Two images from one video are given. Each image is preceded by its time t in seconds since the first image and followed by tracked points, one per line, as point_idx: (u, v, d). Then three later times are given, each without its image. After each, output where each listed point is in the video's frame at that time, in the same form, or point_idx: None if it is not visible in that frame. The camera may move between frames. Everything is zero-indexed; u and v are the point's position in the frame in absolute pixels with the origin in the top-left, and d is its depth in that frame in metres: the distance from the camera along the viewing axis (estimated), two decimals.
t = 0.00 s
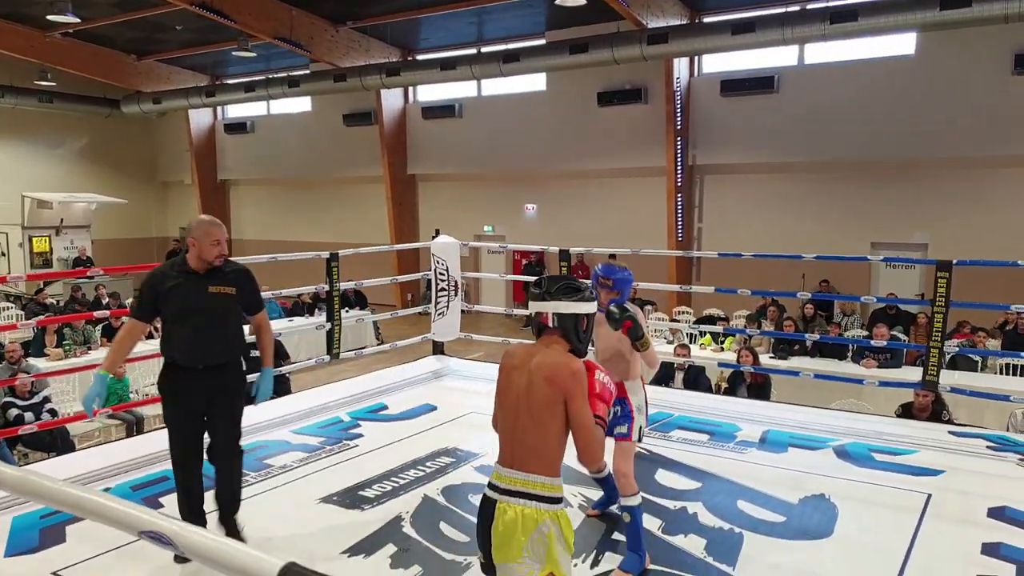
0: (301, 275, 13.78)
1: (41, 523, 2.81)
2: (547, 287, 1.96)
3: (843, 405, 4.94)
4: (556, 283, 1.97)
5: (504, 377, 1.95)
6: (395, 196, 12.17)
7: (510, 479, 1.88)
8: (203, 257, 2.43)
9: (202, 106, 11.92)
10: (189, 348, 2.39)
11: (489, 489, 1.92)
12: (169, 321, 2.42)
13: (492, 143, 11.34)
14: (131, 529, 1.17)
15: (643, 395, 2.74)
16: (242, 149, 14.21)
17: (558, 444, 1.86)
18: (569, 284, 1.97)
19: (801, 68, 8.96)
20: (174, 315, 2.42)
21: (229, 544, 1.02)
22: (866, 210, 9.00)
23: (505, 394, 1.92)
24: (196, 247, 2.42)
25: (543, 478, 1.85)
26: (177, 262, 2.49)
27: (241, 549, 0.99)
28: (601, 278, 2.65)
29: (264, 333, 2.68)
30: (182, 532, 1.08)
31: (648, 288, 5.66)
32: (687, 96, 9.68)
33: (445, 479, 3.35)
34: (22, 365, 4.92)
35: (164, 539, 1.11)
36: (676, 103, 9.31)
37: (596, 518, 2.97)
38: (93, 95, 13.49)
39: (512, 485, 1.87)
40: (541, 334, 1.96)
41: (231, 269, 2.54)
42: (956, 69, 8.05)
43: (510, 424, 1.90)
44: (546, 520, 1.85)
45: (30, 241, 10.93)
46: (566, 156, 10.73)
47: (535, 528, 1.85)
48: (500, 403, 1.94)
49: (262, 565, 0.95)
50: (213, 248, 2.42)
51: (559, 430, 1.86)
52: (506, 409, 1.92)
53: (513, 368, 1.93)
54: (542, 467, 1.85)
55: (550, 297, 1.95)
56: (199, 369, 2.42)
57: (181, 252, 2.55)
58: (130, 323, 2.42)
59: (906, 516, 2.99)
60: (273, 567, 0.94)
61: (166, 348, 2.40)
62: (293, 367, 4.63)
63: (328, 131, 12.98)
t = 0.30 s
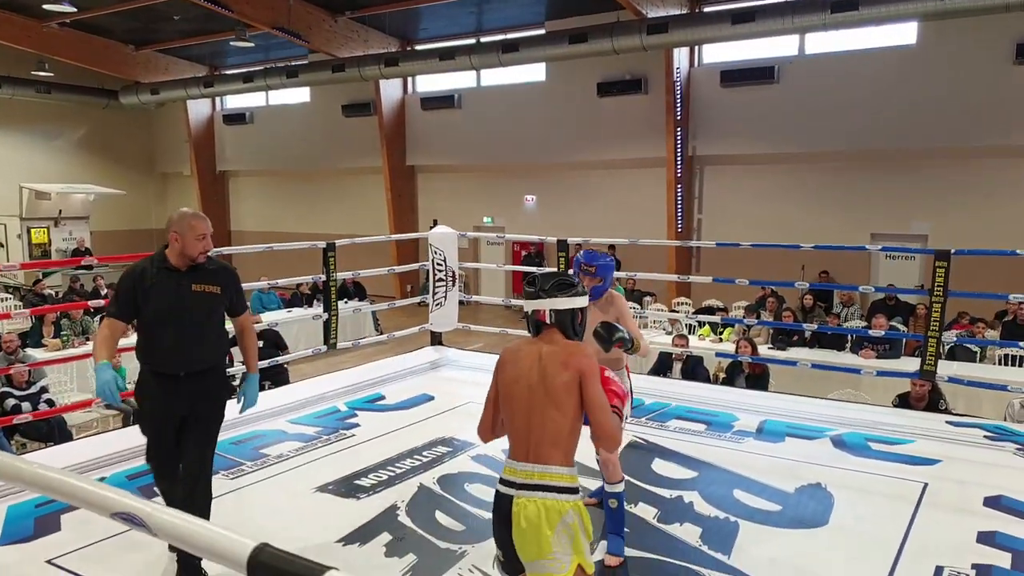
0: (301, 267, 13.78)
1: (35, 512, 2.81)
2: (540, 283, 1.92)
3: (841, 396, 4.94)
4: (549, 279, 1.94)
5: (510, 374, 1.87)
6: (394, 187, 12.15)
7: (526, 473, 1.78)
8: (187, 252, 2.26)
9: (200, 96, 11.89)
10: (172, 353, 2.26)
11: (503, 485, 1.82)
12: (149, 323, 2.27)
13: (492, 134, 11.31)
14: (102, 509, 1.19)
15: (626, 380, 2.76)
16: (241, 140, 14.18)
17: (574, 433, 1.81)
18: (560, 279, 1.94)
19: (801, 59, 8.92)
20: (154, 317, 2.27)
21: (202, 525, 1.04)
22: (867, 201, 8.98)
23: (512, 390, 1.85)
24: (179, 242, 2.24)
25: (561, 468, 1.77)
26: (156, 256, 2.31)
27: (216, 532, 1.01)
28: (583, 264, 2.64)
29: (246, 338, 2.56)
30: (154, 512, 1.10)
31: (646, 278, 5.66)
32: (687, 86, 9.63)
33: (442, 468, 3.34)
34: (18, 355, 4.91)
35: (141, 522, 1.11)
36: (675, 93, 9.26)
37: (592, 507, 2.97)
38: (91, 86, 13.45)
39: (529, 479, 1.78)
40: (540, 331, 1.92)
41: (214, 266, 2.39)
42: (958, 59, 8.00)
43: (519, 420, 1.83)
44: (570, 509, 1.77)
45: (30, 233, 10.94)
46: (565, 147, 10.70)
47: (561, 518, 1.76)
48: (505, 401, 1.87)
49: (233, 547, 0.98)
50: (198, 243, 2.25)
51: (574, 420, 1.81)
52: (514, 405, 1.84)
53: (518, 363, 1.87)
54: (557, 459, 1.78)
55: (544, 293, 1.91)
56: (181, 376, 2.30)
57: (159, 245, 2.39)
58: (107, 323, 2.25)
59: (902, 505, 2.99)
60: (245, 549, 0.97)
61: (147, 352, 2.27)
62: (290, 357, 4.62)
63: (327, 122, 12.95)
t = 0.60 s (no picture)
0: (299, 255, 13.75)
1: (30, 499, 2.80)
2: (579, 278, 1.79)
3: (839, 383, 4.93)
4: (586, 271, 1.81)
5: (546, 377, 1.75)
6: (392, 174, 12.09)
7: (565, 483, 1.70)
8: (170, 236, 2.16)
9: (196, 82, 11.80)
10: (161, 345, 2.16)
11: (540, 495, 1.75)
12: (136, 314, 2.17)
13: (490, 120, 11.25)
14: (83, 495, 1.20)
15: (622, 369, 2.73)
16: (238, 127, 14.11)
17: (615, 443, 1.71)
18: (597, 272, 1.81)
19: (802, 45, 8.85)
20: (140, 308, 2.17)
21: (183, 513, 1.09)
22: (866, 188, 8.94)
23: (549, 394, 1.74)
24: (163, 224, 2.15)
25: (599, 479, 1.69)
26: (138, 241, 2.20)
27: (198, 519, 1.07)
28: (582, 246, 2.60)
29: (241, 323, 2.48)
30: (133, 497, 1.15)
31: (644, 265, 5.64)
32: (687, 72, 9.56)
33: (439, 455, 3.34)
34: (13, 343, 4.89)
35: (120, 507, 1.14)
36: (675, 79, 9.20)
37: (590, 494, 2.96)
38: (86, 72, 13.36)
39: (568, 490, 1.70)
40: (575, 329, 1.78)
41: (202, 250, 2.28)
42: (959, 45, 7.94)
43: (558, 425, 1.73)
44: (612, 520, 1.69)
45: (25, 220, 10.89)
46: (564, 134, 10.65)
47: (602, 530, 1.68)
48: (542, 404, 1.76)
49: (220, 536, 1.03)
50: (182, 226, 2.15)
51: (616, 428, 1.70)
52: (552, 409, 1.73)
53: (553, 366, 1.74)
54: (596, 469, 1.69)
55: (582, 289, 1.78)
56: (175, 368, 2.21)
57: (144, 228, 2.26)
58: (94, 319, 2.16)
59: (899, 491, 2.99)
60: (228, 536, 1.03)
61: (134, 345, 2.16)
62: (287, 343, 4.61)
63: (325, 108, 12.87)
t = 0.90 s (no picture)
0: (294, 235, 13.71)
1: (22, 478, 2.78)
2: (609, 238, 1.65)
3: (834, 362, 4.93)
4: (615, 232, 1.68)
5: (584, 347, 1.61)
6: (387, 155, 12.01)
7: (610, 454, 1.58)
8: (135, 222, 2.01)
9: (189, 61, 11.66)
10: (134, 343, 2.03)
11: (581, 469, 1.62)
12: (105, 310, 2.02)
13: (486, 99, 11.15)
14: (53, 466, 1.24)
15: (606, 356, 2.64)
16: (231, 106, 13.98)
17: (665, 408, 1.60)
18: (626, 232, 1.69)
19: (801, 23, 8.76)
20: (110, 303, 2.01)
21: (154, 484, 1.11)
22: (864, 168, 8.91)
23: (586, 364, 1.61)
24: (127, 207, 2.00)
25: (646, 448, 1.58)
26: (101, 230, 2.03)
27: (168, 489, 1.09)
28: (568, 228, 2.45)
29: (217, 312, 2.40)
30: (103, 468, 1.17)
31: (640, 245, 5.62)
32: (685, 51, 9.45)
33: (434, 434, 3.33)
34: (5, 323, 4.86)
35: (90, 477, 1.17)
36: (673, 58, 9.10)
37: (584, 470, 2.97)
38: (77, 50, 13.19)
39: (615, 461, 1.58)
40: (605, 292, 1.66)
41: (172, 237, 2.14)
42: (959, 24, 7.87)
43: (597, 396, 1.60)
44: (661, 494, 1.58)
45: (17, 200, 10.80)
46: (561, 113, 10.56)
47: (653, 505, 1.57)
48: (578, 375, 1.62)
49: (188, 505, 1.06)
50: (148, 208, 2.01)
51: (660, 394, 1.59)
52: (594, 380, 1.60)
53: (589, 334, 1.61)
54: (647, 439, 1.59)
55: (613, 247, 1.65)
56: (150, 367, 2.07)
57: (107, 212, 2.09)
58: (58, 317, 1.99)
59: (892, 469, 3.00)
60: (197, 506, 1.05)
61: (104, 343, 2.02)
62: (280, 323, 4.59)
63: (319, 88, 12.74)
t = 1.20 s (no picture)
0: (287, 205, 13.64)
1: (10, 445, 2.77)
2: (627, 234, 1.54)
3: (827, 330, 4.94)
4: (629, 226, 1.56)
5: (588, 355, 1.54)
6: (380, 124, 11.90)
7: (588, 452, 1.57)
8: (86, 182, 1.78)
9: (178, 28, 11.48)
10: (88, 319, 1.82)
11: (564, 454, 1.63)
12: (56, 284, 1.80)
13: (479, 67, 11.02)
14: (20, 420, 1.24)
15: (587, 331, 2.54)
16: (222, 74, 13.81)
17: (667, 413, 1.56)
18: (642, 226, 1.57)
19: None
20: (60, 274, 1.79)
21: (122, 438, 1.10)
22: (861, 138, 8.84)
23: (579, 365, 1.56)
24: (77, 165, 1.77)
25: (627, 454, 1.55)
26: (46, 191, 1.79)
27: (131, 442, 1.09)
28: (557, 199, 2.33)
29: (167, 285, 2.19)
30: (67, 420, 1.16)
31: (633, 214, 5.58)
32: (681, 17, 9.31)
33: (426, 401, 3.33)
34: None
35: (54, 429, 1.17)
36: (669, 25, 8.96)
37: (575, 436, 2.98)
38: (64, 17, 12.97)
39: (591, 459, 1.57)
40: (612, 292, 1.57)
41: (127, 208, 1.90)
42: None
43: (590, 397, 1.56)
44: (633, 492, 1.56)
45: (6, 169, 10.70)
46: (555, 81, 10.45)
47: (622, 501, 1.56)
48: (571, 375, 1.58)
49: (154, 458, 1.05)
50: (102, 168, 1.79)
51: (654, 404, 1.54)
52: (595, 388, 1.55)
53: (584, 338, 1.55)
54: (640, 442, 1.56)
55: (629, 247, 1.54)
56: (105, 346, 1.87)
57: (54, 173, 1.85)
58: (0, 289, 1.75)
59: (882, 435, 3.02)
60: (161, 459, 1.05)
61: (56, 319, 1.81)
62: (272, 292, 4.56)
63: (311, 55, 12.58)
